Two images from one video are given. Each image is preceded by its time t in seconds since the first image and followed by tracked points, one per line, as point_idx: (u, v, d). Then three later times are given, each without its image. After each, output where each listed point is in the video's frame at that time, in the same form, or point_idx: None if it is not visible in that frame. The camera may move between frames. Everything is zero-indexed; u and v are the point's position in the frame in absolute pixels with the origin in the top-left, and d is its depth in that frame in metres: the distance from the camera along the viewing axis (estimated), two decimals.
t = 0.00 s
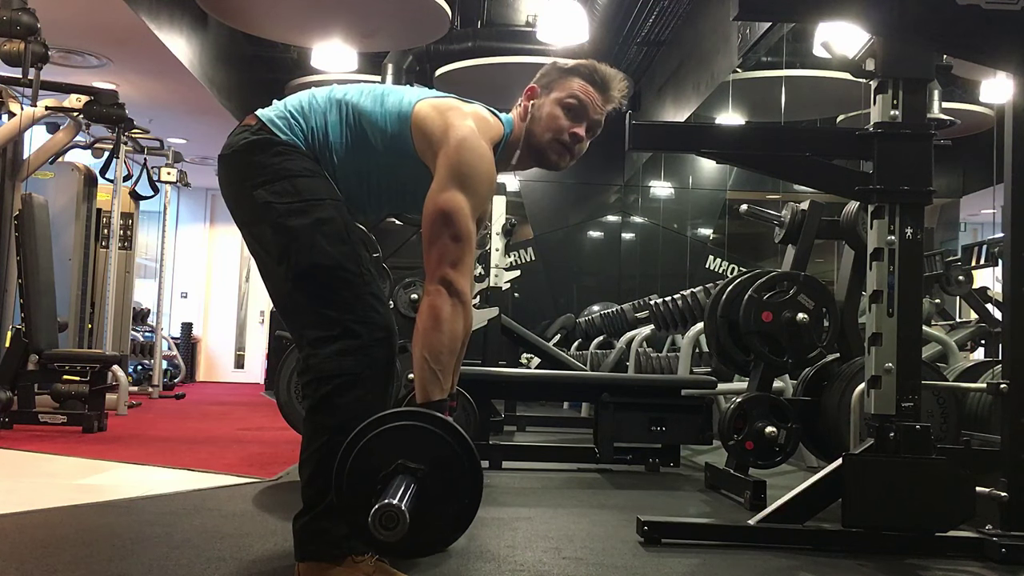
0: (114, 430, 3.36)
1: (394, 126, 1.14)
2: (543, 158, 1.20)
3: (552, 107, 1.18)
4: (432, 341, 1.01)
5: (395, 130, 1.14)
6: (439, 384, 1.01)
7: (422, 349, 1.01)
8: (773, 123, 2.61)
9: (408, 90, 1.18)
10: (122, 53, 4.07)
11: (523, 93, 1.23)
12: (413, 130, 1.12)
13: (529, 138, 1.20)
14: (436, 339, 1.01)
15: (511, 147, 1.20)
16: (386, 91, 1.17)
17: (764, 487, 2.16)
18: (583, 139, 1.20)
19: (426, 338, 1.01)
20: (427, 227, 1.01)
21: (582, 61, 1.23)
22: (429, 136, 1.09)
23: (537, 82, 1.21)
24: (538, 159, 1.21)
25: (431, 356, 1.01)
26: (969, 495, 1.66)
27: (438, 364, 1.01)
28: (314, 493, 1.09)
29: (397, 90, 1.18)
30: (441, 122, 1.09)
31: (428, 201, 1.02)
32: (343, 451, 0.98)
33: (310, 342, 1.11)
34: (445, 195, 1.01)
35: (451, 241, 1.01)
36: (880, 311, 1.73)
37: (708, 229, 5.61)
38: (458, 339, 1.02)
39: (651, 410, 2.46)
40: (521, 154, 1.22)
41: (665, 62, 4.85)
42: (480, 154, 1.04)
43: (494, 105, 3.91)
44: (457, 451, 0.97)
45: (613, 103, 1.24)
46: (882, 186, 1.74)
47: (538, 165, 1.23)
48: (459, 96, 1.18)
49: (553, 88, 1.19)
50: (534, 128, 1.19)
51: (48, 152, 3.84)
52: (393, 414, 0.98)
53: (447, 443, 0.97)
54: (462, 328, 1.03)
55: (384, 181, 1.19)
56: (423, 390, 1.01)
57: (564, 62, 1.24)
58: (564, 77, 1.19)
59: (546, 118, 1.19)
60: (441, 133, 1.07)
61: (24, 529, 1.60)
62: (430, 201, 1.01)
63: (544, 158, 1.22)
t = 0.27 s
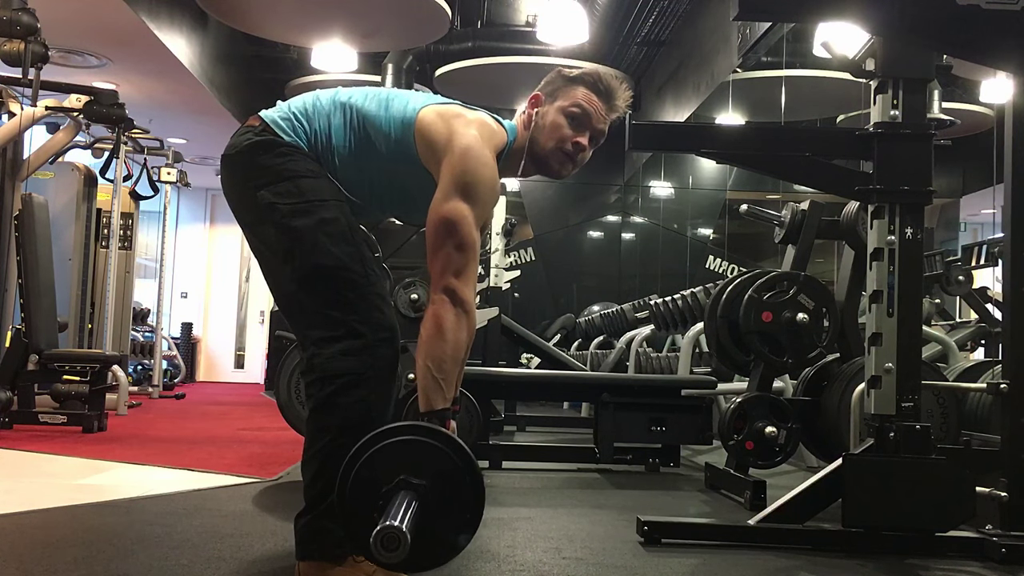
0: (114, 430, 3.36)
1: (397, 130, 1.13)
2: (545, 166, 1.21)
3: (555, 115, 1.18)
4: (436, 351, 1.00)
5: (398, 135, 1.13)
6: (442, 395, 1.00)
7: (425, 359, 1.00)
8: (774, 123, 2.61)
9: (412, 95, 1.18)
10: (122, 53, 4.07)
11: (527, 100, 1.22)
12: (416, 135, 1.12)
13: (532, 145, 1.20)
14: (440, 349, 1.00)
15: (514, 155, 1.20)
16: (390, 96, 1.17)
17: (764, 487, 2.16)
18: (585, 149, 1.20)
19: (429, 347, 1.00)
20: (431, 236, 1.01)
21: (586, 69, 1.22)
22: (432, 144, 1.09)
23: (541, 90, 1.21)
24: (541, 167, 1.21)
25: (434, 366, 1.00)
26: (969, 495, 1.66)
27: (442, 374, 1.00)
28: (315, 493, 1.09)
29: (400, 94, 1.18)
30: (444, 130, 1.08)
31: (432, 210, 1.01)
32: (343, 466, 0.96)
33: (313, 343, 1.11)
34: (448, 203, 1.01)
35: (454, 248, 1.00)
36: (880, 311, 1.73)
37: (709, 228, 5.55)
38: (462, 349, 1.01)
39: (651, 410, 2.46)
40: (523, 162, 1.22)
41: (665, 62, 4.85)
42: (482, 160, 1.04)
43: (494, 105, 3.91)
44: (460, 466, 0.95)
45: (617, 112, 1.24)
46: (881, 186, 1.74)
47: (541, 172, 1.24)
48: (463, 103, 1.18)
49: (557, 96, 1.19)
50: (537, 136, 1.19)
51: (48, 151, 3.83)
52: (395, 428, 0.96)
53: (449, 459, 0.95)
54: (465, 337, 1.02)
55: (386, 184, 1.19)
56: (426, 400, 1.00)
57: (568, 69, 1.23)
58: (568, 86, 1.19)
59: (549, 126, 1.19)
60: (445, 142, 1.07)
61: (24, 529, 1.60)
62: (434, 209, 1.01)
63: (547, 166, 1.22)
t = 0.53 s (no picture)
0: (114, 430, 3.36)
1: (395, 135, 1.13)
2: (545, 172, 1.21)
3: (554, 121, 1.18)
4: (438, 359, 1.00)
5: (396, 139, 1.13)
6: (445, 403, 1.00)
7: (428, 368, 1.00)
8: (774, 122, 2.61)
9: (412, 99, 1.18)
10: (122, 53, 4.07)
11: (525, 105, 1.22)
12: (414, 140, 1.12)
13: (531, 151, 1.20)
14: (444, 359, 1.00)
15: (513, 160, 1.20)
16: (389, 100, 1.17)
17: (764, 487, 2.16)
18: (584, 154, 1.20)
19: (431, 357, 1.00)
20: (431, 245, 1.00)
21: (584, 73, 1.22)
22: (432, 151, 1.09)
23: (539, 94, 1.20)
24: (540, 172, 1.21)
25: (436, 375, 1.00)
26: (969, 495, 1.66)
27: (443, 383, 1.00)
28: (315, 493, 1.10)
29: (399, 99, 1.18)
30: (443, 138, 1.08)
31: (432, 219, 1.01)
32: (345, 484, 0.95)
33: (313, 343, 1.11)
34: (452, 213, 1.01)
35: (456, 258, 1.00)
36: (880, 311, 1.73)
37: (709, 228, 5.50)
38: (464, 357, 1.01)
39: (651, 410, 2.45)
40: (522, 167, 1.22)
41: (665, 62, 4.85)
42: (484, 169, 1.04)
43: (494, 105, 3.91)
44: (463, 477, 0.95)
45: (614, 117, 1.24)
46: (882, 186, 1.74)
47: (539, 177, 1.24)
48: (462, 109, 1.17)
49: (555, 102, 1.18)
50: (536, 142, 1.19)
51: (48, 151, 3.83)
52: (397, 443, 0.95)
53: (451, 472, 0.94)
54: (467, 344, 1.02)
55: (385, 188, 1.19)
56: (429, 409, 1.00)
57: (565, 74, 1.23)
58: (567, 91, 1.19)
59: (548, 133, 1.18)
60: (445, 149, 1.07)
61: (24, 529, 1.60)
62: (435, 219, 1.01)
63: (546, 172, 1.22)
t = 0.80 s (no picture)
0: (114, 430, 3.36)
1: (397, 129, 1.13)
2: (550, 158, 1.21)
3: (558, 107, 1.18)
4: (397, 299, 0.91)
5: (399, 134, 1.13)
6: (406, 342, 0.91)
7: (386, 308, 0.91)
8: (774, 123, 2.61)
9: (415, 94, 1.17)
10: (122, 53, 4.07)
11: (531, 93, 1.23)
12: (415, 132, 1.11)
13: (536, 137, 1.20)
14: (413, 303, 0.92)
15: (519, 148, 1.20)
16: (393, 95, 1.16)
17: (764, 487, 2.16)
18: (589, 140, 1.20)
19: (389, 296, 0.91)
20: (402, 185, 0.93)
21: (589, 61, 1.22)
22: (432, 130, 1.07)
23: (544, 81, 1.21)
24: (546, 158, 1.21)
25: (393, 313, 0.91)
26: (969, 495, 1.66)
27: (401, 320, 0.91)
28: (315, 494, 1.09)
29: (403, 93, 1.17)
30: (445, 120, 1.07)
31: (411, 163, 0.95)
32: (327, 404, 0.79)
33: (310, 342, 1.11)
34: (457, 166, 0.96)
35: (451, 207, 0.94)
36: (880, 311, 1.73)
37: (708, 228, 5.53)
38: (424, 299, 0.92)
39: (651, 410, 2.45)
40: (528, 155, 1.22)
41: (665, 62, 4.85)
42: (493, 142, 1.01)
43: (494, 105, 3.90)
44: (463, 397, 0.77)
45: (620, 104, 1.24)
46: (882, 186, 1.74)
47: (547, 165, 1.24)
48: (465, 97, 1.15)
49: (560, 88, 1.19)
50: (541, 127, 1.19)
51: (48, 151, 3.83)
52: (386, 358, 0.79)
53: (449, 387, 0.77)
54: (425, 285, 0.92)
55: (387, 183, 1.19)
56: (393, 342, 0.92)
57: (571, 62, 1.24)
58: (571, 78, 1.19)
59: (552, 119, 1.18)
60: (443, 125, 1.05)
61: (24, 529, 1.60)
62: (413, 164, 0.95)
63: (552, 158, 1.22)
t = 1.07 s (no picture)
0: (114, 430, 3.36)
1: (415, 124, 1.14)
2: (564, 142, 1.18)
3: (571, 90, 1.14)
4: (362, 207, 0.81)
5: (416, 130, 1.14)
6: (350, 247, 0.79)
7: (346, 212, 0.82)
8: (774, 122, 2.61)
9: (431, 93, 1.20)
10: (122, 53, 4.07)
11: (545, 76, 1.19)
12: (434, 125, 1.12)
13: (549, 122, 1.17)
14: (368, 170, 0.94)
15: (530, 133, 1.18)
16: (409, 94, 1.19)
17: (764, 487, 2.16)
18: (603, 123, 1.16)
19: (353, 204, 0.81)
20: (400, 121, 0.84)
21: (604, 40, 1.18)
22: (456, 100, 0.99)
23: (558, 63, 1.17)
24: (561, 141, 1.19)
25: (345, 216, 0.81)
26: (969, 495, 1.66)
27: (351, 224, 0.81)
28: (315, 493, 1.09)
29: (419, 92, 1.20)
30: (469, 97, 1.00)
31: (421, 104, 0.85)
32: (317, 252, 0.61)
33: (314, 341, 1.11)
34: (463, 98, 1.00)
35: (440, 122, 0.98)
36: (880, 311, 1.73)
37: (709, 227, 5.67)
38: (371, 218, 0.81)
39: (651, 410, 2.45)
40: (541, 140, 1.20)
41: (665, 62, 4.85)
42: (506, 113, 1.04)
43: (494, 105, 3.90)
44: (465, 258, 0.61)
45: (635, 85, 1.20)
46: (882, 187, 1.74)
47: (561, 148, 1.22)
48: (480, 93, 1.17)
49: (573, 71, 1.15)
50: (554, 112, 1.16)
51: (48, 151, 3.83)
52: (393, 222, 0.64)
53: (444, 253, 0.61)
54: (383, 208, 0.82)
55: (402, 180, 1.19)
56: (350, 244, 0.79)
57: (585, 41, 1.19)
58: (584, 60, 1.15)
59: (565, 102, 1.15)
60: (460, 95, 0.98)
61: (24, 529, 1.60)
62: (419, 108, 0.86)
63: (566, 140, 1.19)
